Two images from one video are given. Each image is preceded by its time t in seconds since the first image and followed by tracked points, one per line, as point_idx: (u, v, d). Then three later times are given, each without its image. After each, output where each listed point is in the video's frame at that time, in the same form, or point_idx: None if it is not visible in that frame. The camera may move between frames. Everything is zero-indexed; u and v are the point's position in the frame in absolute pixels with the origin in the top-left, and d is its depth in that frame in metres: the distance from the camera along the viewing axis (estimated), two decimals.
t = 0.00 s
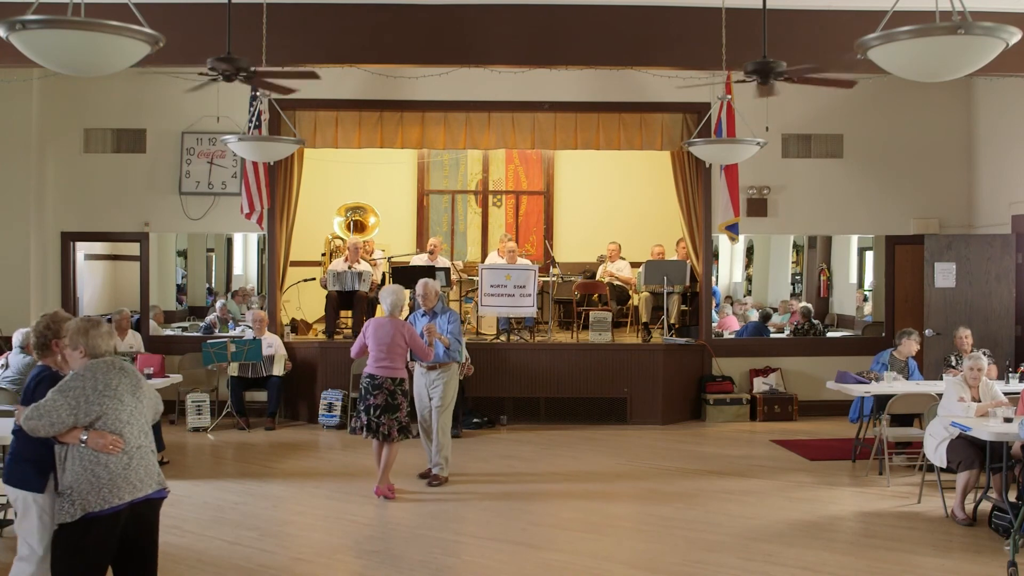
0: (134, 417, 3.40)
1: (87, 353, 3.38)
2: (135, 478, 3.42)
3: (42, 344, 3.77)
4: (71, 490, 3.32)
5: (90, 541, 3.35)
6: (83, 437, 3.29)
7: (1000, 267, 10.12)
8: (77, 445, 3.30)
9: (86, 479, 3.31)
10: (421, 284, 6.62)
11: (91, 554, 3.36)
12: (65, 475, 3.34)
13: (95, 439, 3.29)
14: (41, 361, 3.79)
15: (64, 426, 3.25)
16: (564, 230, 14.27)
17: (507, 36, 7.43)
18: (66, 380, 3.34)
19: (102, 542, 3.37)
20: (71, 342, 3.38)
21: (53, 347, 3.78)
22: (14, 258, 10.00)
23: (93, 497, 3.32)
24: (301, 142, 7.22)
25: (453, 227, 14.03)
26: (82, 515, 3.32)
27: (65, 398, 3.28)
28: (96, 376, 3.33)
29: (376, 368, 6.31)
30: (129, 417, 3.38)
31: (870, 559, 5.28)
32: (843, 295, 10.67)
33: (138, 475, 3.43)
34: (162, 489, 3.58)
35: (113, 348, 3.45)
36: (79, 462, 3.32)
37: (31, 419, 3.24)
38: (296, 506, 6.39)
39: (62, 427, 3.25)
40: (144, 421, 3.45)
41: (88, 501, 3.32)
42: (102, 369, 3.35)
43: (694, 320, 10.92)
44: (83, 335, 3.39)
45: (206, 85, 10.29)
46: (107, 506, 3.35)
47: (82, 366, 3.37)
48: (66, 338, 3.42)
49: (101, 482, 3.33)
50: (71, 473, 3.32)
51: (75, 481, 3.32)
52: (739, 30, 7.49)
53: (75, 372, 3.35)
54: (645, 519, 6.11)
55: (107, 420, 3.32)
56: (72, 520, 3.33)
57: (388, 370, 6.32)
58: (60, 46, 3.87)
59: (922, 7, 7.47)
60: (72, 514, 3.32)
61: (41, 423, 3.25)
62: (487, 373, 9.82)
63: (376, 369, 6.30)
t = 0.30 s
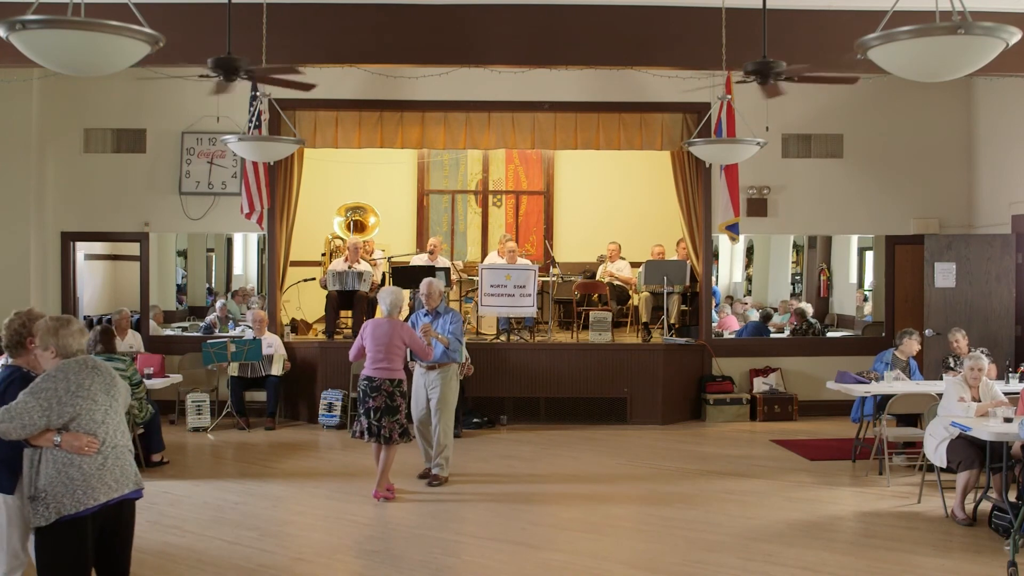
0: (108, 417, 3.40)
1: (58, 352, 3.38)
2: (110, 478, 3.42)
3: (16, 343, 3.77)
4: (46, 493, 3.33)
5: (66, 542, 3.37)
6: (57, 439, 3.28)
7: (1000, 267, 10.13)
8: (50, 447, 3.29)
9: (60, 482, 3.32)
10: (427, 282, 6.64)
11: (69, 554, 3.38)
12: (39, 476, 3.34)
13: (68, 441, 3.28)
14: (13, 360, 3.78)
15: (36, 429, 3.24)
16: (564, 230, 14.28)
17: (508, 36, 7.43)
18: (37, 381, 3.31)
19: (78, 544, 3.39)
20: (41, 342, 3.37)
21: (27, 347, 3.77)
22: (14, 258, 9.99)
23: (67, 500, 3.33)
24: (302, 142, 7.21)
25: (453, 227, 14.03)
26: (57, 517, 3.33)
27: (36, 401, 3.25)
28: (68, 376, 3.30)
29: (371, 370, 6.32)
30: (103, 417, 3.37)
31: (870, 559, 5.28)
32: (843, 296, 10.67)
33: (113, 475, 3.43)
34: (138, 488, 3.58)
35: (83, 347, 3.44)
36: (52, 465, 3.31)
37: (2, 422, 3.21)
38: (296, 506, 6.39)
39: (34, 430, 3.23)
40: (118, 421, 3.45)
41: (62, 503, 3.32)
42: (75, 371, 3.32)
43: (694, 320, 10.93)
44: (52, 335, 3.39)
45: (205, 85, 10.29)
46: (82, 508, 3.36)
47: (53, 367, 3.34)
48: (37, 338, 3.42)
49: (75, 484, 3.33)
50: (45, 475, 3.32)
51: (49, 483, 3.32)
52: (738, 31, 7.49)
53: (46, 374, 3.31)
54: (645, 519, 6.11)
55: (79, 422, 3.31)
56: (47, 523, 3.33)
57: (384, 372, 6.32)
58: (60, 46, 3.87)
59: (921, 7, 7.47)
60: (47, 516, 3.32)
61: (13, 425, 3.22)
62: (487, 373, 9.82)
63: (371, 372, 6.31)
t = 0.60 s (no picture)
0: (100, 420, 3.40)
1: (50, 356, 3.38)
2: (101, 481, 3.42)
3: (6, 347, 3.78)
4: (37, 496, 3.33)
5: (55, 547, 3.36)
6: (48, 442, 3.28)
7: (1000, 267, 10.13)
8: (42, 450, 3.29)
9: (51, 485, 3.32)
10: (421, 282, 6.61)
11: (59, 556, 3.37)
12: (30, 479, 3.34)
13: (60, 443, 3.28)
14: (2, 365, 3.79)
15: (28, 432, 3.24)
16: (564, 230, 14.28)
17: (508, 35, 7.43)
18: (30, 384, 3.31)
19: (69, 548, 3.38)
20: (33, 346, 3.36)
21: (17, 351, 3.79)
22: (14, 258, 9.99)
23: (58, 503, 3.33)
24: (302, 142, 7.21)
25: (453, 227, 14.03)
26: (47, 521, 3.33)
27: (30, 404, 3.25)
28: (61, 379, 3.31)
29: (369, 369, 6.32)
30: (95, 420, 3.38)
31: (869, 559, 5.28)
32: (843, 296, 10.66)
33: (104, 478, 3.44)
34: (129, 492, 3.58)
35: (77, 350, 3.44)
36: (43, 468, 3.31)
37: None
38: (296, 506, 6.39)
39: (27, 432, 3.23)
40: (110, 425, 3.45)
41: (53, 506, 3.33)
42: (69, 375, 3.32)
43: (694, 320, 10.93)
44: (44, 339, 3.38)
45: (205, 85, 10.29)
46: (73, 512, 3.36)
47: (47, 370, 3.34)
48: (29, 342, 3.40)
49: (66, 487, 3.33)
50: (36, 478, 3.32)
51: (40, 486, 3.32)
52: (738, 31, 7.49)
53: (39, 377, 3.31)
54: (645, 519, 6.11)
55: (71, 425, 3.31)
56: (37, 526, 3.33)
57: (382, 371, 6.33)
58: (60, 46, 3.87)
59: (922, 7, 7.47)
60: (37, 520, 3.32)
61: (5, 428, 3.22)
62: (487, 373, 9.82)
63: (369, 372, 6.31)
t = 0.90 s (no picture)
0: (108, 417, 3.40)
1: (62, 354, 3.36)
2: (109, 478, 3.41)
3: (9, 341, 3.78)
4: (44, 491, 3.32)
5: (63, 542, 3.36)
6: (55, 436, 3.29)
7: (999, 267, 10.13)
8: (49, 444, 3.29)
9: (59, 479, 3.32)
10: (413, 282, 6.60)
11: (67, 551, 3.36)
12: (38, 475, 3.34)
13: (65, 438, 3.28)
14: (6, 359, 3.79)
15: (37, 425, 3.25)
16: (564, 230, 14.28)
17: (508, 35, 7.43)
18: (41, 379, 3.33)
19: (76, 543, 3.37)
20: (45, 343, 3.35)
21: (21, 344, 3.80)
22: (14, 258, 9.98)
23: (66, 497, 3.33)
24: (302, 142, 7.21)
25: (453, 227, 14.04)
26: (55, 515, 3.32)
27: (40, 397, 3.27)
28: (71, 374, 3.32)
29: (361, 369, 6.33)
30: (103, 417, 3.38)
31: (870, 559, 5.28)
32: (843, 296, 10.67)
33: (112, 475, 3.43)
34: (136, 490, 3.58)
35: (89, 350, 3.42)
36: (51, 463, 3.31)
37: (6, 416, 3.23)
38: (297, 506, 6.38)
39: (35, 425, 3.25)
40: (119, 422, 3.45)
41: (60, 501, 3.32)
42: (79, 370, 3.34)
43: (694, 320, 10.93)
44: (56, 337, 3.36)
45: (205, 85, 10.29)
46: (79, 507, 3.35)
47: (57, 367, 3.35)
48: (41, 339, 3.39)
49: (74, 482, 3.33)
50: (43, 473, 3.32)
51: (48, 481, 3.32)
52: (739, 31, 7.49)
53: (50, 372, 3.33)
54: (645, 519, 6.11)
55: (80, 420, 3.32)
56: (44, 521, 3.33)
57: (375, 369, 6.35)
58: (60, 46, 3.86)
59: (922, 7, 7.48)
60: (43, 515, 3.31)
61: (14, 420, 3.23)
62: (487, 373, 9.82)
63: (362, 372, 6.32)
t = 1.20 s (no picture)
0: (122, 412, 3.40)
1: (80, 350, 3.37)
2: (122, 473, 3.41)
3: (19, 339, 3.78)
4: (59, 484, 3.33)
5: (77, 535, 3.35)
6: (68, 429, 3.29)
7: (999, 267, 10.14)
8: (63, 438, 3.30)
9: (73, 472, 3.32)
10: (405, 283, 6.59)
11: (80, 545, 3.35)
12: (53, 467, 3.34)
13: (79, 432, 3.29)
14: (17, 356, 3.79)
15: (51, 418, 3.26)
16: (564, 230, 14.28)
17: (508, 36, 7.43)
18: (57, 373, 3.34)
19: (89, 538, 3.36)
20: (64, 339, 3.36)
21: (31, 342, 3.80)
22: (14, 258, 9.99)
23: (80, 491, 3.32)
24: (302, 142, 7.21)
25: (453, 227, 14.04)
26: (68, 508, 3.32)
27: (55, 389, 3.28)
28: (86, 369, 3.34)
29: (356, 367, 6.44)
30: (117, 412, 3.38)
31: (870, 559, 5.28)
32: (843, 296, 10.67)
33: (125, 469, 3.42)
34: (150, 486, 3.57)
35: (105, 347, 3.43)
36: (65, 455, 3.32)
37: (20, 408, 3.25)
38: (297, 506, 6.39)
39: (49, 418, 3.25)
40: (133, 417, 3.45)
41: (75, 494, 3.32)
42: (94, 365, 3.35)
43: (694, 320, 10.94)
44: (75, 335, 3.37)
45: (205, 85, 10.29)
46: (93, 501, 3.35)
47: (74, 361, 3.37)
48: (59, 334, 3.40)
49: (88, 475, 3.33)
50: (57, 466, 3.32)
51: (63, 473, 3.32)
52: (739, 30, 7.50)
53: (67, 366, 3.35)
54: (645, 519, 6.11)
55: (94, 414, 3.32)
56: (58, 513, 3.32)
57: (368, 368, 6.53)
58: (61, 46, 3.86)
59: (922, 7, 7.48)
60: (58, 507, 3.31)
61: (30, 411, 3.25)
62: (487, 373, 9.82)
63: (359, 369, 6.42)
